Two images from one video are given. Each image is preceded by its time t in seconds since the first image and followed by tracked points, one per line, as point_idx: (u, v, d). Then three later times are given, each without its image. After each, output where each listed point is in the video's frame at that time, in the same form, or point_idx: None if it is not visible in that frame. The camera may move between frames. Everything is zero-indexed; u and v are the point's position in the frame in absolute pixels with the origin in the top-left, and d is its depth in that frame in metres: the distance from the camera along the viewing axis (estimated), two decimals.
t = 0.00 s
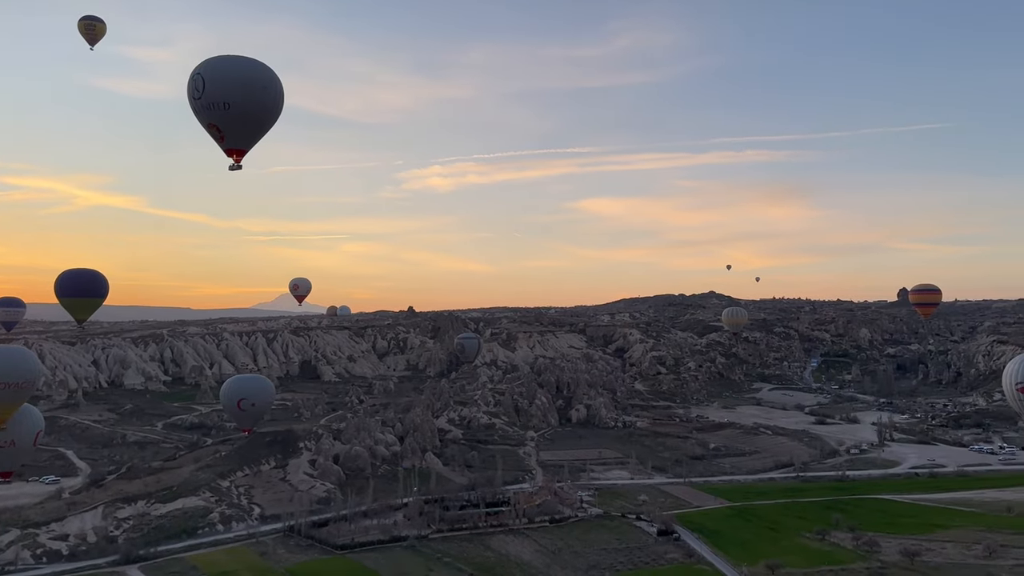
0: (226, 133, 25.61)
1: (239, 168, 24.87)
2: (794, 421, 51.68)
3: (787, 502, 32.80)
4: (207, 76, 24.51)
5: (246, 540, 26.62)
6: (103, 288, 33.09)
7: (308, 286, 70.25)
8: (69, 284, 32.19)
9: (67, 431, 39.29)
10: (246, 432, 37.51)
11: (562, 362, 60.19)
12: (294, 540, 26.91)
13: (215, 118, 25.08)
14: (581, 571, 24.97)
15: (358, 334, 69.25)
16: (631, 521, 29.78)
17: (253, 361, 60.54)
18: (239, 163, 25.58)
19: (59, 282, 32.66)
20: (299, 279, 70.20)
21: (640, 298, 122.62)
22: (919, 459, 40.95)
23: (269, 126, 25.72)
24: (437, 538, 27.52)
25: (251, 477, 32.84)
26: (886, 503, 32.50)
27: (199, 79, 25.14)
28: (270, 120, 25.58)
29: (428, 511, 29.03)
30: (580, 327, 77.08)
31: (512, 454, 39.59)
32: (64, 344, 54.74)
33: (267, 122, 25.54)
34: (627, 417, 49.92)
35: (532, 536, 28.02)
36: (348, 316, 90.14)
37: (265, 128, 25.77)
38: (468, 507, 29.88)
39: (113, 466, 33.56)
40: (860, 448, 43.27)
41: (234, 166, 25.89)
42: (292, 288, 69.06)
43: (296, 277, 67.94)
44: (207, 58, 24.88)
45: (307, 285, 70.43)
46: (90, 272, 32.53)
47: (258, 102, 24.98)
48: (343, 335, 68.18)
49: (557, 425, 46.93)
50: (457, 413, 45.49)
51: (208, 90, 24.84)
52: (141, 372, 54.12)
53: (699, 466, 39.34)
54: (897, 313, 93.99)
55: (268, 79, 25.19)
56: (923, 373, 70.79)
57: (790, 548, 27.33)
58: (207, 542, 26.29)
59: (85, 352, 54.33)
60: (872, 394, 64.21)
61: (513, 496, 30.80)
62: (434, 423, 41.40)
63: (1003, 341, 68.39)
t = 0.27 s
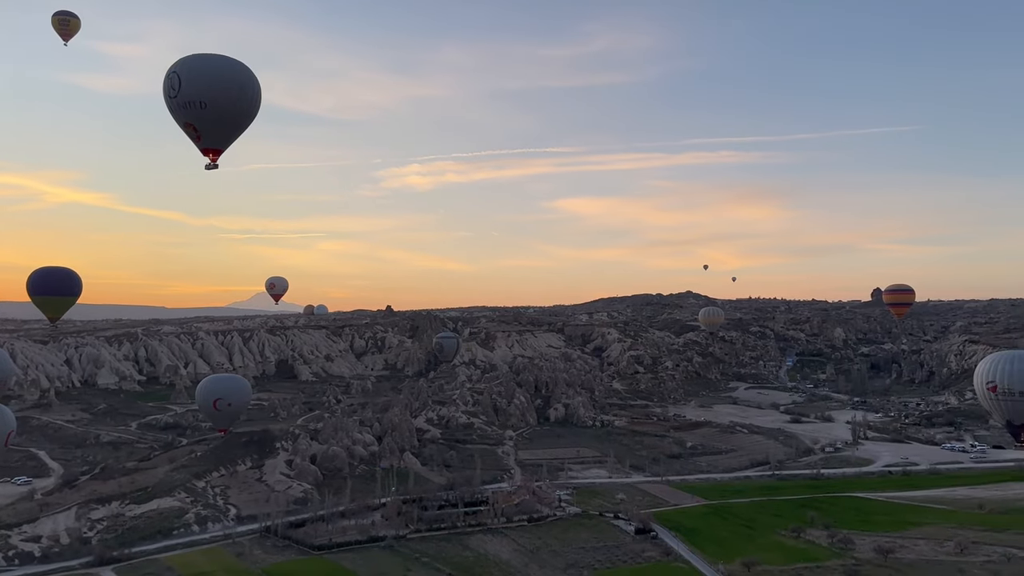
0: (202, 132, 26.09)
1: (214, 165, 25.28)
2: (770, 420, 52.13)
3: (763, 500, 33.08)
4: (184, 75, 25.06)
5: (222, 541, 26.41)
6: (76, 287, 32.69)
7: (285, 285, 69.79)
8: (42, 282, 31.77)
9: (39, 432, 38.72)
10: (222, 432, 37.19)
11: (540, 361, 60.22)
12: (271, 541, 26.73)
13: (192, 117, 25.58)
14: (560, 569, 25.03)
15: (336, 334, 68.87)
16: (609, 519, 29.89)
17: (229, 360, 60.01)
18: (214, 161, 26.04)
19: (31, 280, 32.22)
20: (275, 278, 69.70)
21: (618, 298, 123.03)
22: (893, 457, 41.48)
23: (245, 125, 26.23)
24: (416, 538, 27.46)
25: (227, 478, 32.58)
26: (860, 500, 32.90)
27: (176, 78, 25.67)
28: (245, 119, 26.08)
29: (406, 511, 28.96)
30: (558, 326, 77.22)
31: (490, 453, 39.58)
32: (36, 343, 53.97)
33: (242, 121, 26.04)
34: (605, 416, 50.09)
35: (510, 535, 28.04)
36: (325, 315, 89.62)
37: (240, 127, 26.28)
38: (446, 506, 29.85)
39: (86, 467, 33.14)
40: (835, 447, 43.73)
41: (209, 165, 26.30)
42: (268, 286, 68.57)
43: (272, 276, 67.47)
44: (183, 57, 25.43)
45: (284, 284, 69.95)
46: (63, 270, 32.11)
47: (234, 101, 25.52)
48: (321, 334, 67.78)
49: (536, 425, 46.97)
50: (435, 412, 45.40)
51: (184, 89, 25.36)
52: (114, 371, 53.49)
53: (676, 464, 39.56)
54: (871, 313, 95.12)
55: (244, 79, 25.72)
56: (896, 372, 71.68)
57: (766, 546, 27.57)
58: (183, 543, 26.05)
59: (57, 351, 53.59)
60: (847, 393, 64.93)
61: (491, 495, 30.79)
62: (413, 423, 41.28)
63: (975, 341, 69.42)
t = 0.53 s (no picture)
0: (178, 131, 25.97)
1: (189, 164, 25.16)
2: (746, 418, 52.58)
3: (739, 498, 33.36)
4: (159, 72, 24.97)
5: (197, 541, 26.19)
6: (49, 285, 32.28)
7: (261, 283, 69.30)
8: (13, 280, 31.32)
9: (10, 432, 38.15)
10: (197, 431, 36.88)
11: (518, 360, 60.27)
12: (247, 541, 26.56)
13: (167, 115, 25.48)
14: (538, 568, 25.09)
15: (313, 332, 68.47)
16: (587, 518, 30.00)
17: (204, 359, 59.47)
18: (190, 160, 25.92)
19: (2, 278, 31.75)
20: (252, 276, 69.18)
21: (596, 297, 123.39)
22: (867, 455, 41.98)
23: (222, 124, 26.09)
24: (394, 537, 27.38)
25: (203, 478, 32.31)
26: (835, 498, 33.27)
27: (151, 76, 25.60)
28: (222, 117, 25.94)
29: (383, 511, 28.85)
30: (536, 325, 77.33)
31: (469, 452, 39.57)
32: (7, 342, 53.15)
33: (219, 119, 25.91)
34: (583, 415, 50.25)
35: (489, 534, 28.06)
36: (303, 313, 89.04)
37: (217, 126, 26.15)
38: (425, 506, 29.82)
39: (58, 467, 32.70)
40: (810, 445, 44.17)
41: (184, 164, 26.24)
42: (244, 285, 68.05)
43: (249, 274, 67.05)
44: (159, 54, 25.34)
45: (260, 282, 69.46)
46: (36, 268, 31.70)
47: (210, 99, 25.38)
48: (297, 333, 67.33)
49: (514, 424, 47.02)
50: (414, 411, 45.30)
51: (160, 87, 25.26)
52: (88, 370, 52.81)
53: (654, 462, 39.77)
54: (845, 312, 96.17)
55: (221, 77, 25.58)
56: (870, 371, 72.52)
57: (742, 544, 27.79)
58: (157, 543, 25.81)
59: (29, 350, 52.84)
60: (821, 391, 65.61)
61: (469, 495, 30.76)
62: (391, 422, 41.17)
63: (947, 340, 70.40)
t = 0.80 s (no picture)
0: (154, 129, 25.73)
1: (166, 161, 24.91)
2: (722, 416, 52.98)
3: (716, 496, 33.63)
4: (134, 69, 24.72)
5: (173, 541, 25.97)
6: (21, 282, 31.82)
7: (237, 282, 68.75)
8: None
9: None
10: (172, 431, 36.52)
11: (497, 359, 60.26)
12: (223, 541, 26.37)
13: (143, 113, 25.22)
14: (516, 566, 25.14)
15: (290, 331, 68.02)
16: (565, 516, 30.09)
17: (179, 358, 58.90)
18: (166, 158, 25.69)
19: None
20: (227, 274, 68.60)
21: (574, 296, 123.69)
22: (841, 452, 42.46)
23: (198, 121, 25.89)
24: (371, 537, 27.30)
25: (178, 478, 32.02)
26: (809, 496, 33.63)
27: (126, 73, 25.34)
28: (199, 115, 25.74)
29: (361, 510, 28.75)
30: (515, 324, 77.35)
31: (447, 451, 39.54)
32: None
33: (196, 117, 25.71)
34: (561, 413, 50.36)
35: (467, 532, 28.06)
36: (279, 312, 88.45)
37: (194, 123, 25.94)
38: (402, 505, 29.76)
39: (30, 467, 32.25)
40: (785, 443, 44.59)
41: (161, 163, 26.06)
42: (220, 283, 67.47)
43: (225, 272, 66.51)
44: (134, 51, 25.08)
45: (236, 280, 68.92)
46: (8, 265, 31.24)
47: (186, 96, 25.17)
48: (274, 332, 66.84)
49: (493, 422, 47.03)
50: (391, 410, 45.15)
51: (134, 84, 25.00)
52: (60, 369, 52.10)
53: (631, 461, 39.96)
54: (820, 311, 97.20)
55: (197, 74, 25.40)
56: (844, 369, 73.36)
57: (719, 541, 28.02)
58: (132, 544, 25.56)
59: None
60: (796, 390, 66.25)
61: (447, 493, 30.72)
62: (368, 421, 41.02)
63: (919, 340, 71.35)
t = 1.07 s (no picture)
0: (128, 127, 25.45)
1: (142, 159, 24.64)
2: (699, 414, 53.34)
3: (693, 493, 33.87)
4: (109, 66, 24.47)
5: (148, 541, 25.72)
6: None
7: (212, 279, 68.13)
8: None
9: None
10: (147, 429, 36.14)
11: (475, 358, 60.23)
12: (198, 541, 26.15)
13: (117, 110, 24.94)
14: (494, 565, 25.16)
15: (266, 329, 67.50)
16: (543, 514, 30.17)
17: (154, 356, 58.27)
18: (142, 156, 25.42)
19: None
20: (203, 272, 67.96)
21: (552, 294, 123.90)
22: (815, 450, 42.91)
23: (175, 119, 25.69)
24: (349, 536, 27.18)
25: (153, 477, 31.71)
26: (785, 493, 33.95)
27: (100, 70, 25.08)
28: (175, 113, 25.54)
29: (338, 509, 28.62)
30: (493, 323, 77.31)
31: (425, 449, 39.47)
32: None
33: (172, 115, 25.50)
34: (539, 411, 50.45)
35: (445, 531, 28.03)
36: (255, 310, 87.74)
37: (170, 122, 25.73)
38: (380, 504, 29.68)
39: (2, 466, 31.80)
40: (760, 440, 44.98)
41: (136, 161, 25.78)
42: (195, 281, 66.84)
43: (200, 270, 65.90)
44: (108, 48, 24.85)
45: (211, 278, 68.29)
46: None
47: (162, 94, 24.97)
48: (250, 330, 66.31)
49: (471, 421, 47.02)
50: (369, 409, 44.97)
51: (109, 82, 24.73)
52: (32, 367, 51.35)
53: (609, 459, 40.12)
54: (795, 310, 98.14)
55: (173, 72, 25.23)
56: (819, 367, 74.14)
57: (695, 538, 28.22)
58: (106, 544, 25.29)
59: None
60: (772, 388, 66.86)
61: (426, 492, 30.68)
62: (346, 420, 40.84)
63: (892, 338, 72.25)
